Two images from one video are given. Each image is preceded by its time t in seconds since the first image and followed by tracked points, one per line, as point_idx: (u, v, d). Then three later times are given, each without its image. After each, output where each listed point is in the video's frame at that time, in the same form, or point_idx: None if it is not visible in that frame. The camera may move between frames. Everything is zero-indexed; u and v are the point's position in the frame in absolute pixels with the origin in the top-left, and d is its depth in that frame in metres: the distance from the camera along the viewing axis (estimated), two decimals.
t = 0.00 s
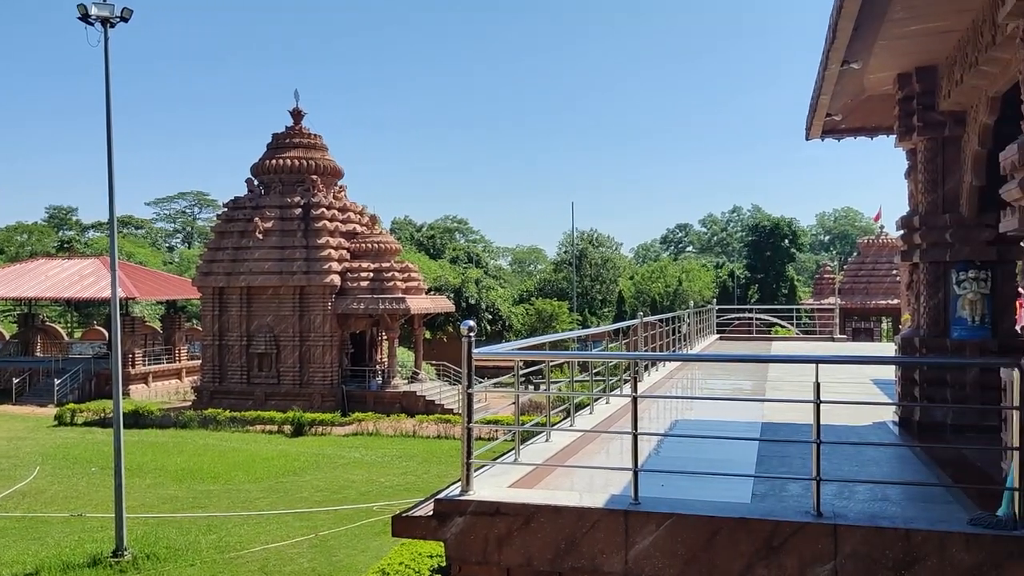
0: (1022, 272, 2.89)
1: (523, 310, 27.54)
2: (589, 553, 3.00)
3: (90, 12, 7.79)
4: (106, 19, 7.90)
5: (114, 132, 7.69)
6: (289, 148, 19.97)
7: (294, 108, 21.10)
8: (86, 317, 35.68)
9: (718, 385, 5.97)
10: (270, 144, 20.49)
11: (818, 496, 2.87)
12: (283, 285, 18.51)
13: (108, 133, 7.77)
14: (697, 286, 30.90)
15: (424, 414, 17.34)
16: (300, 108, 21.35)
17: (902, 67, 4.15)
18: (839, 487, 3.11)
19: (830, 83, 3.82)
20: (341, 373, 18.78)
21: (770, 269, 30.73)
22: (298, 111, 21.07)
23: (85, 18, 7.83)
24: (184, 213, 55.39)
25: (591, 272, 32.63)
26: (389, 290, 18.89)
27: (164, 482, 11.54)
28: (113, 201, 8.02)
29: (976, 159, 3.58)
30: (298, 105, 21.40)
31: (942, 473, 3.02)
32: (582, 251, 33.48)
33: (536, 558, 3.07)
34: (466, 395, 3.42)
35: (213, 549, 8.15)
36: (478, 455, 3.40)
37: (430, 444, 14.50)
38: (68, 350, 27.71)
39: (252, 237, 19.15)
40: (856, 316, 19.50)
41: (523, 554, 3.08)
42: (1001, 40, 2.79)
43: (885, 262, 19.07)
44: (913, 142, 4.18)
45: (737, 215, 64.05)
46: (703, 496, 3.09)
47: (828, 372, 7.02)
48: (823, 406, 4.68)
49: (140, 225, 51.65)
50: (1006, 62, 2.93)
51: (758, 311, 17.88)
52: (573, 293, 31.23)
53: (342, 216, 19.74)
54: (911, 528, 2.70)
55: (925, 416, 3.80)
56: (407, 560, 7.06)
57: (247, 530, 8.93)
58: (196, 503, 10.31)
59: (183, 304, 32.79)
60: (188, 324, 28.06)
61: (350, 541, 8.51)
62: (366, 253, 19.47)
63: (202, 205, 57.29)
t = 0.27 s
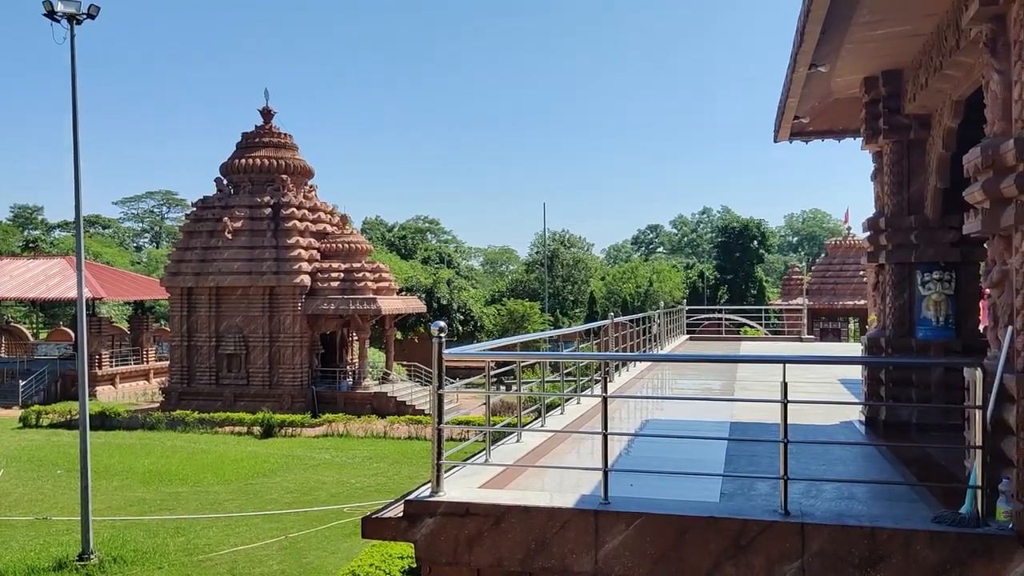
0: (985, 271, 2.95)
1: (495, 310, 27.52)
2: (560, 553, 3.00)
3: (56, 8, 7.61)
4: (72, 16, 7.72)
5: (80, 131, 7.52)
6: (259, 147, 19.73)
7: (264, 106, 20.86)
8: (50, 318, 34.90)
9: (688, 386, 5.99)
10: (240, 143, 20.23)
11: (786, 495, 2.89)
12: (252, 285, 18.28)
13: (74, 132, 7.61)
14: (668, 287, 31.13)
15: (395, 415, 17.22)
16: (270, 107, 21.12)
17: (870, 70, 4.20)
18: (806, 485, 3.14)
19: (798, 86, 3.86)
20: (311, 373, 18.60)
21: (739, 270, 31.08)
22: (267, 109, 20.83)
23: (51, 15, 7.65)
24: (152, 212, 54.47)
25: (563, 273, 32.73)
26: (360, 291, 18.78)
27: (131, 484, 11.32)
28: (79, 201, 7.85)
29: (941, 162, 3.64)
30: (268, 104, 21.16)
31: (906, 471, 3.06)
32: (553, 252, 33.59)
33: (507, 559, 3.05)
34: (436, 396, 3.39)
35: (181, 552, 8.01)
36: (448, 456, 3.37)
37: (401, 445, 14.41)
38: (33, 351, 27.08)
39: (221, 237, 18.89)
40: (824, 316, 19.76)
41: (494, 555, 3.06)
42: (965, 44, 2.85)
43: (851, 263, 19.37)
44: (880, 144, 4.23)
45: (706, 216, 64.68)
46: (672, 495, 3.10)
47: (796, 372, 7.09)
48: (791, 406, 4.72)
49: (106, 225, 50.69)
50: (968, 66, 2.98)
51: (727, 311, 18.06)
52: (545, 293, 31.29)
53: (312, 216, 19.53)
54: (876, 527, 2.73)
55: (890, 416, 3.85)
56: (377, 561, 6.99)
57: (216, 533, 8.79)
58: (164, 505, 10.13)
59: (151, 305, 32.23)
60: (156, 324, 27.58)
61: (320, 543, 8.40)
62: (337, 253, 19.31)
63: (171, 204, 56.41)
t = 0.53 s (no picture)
0: (949, 272, 3.00)
1: (467, 310, 27.46)
2: (530, 552, 2.99)
3: (21, 4, 7.43)
4: (38, 12, 7.55)
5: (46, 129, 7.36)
6: (228, 146, 19.47)
7: (233, 105, 20.60)
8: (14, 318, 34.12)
9: (659, 385, 6.02)
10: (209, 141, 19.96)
11: (754, 493, 2.91)
12: (222, 285, 18.03)
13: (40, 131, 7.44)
14: (639, 287, 31.32)
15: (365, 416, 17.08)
16: (240, 105, 20.87)
17: (837, 73, 4.25)
18: (774, 484, 3.16)
19: (767, 89, 3.89)
20: (281, 374, 18.38)
21: (709, 270, 31.39)
22: (237, 108, 20.58)
23: (15, 10, 7.47)
24: (120, 211, 53.55)
25: (535, 273, 32.83)
26: (331, 291, 18.58)
27: (97, 486, 11.09)
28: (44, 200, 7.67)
29: (906, 164, 3.70)
30: (238, 102, 20.91)
31: (872, 469, 3.10)
32: (525, 252, 33.66)
33: (477, 559, 3.04)
34: (406, 396, 3.36)
35: (149, 555, 7.86)
36: (419, 456, 3.34)
37: (372, 446, 14.30)
38: None
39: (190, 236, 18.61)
40: (793, 316, 20.00)
41: (464, 555, 3.04)
42: (930, 48, 2.91)
43: (819, 264, 19.65)
44: (847, 146, 4.29)
45: (677, 217, 65.22)
46: (642, 494, 3.10)
47: (766, 372, 7.16)
48: (760, 404, 4.76)
49: (72, 224, 49.71)
50: (934, 69, 3.04)
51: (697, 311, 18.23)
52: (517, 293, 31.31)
53: (282, 216, 19.31)
54: (843, 524, 2.76)
55: (858, 415, 3.90)
56: (348, 563, 6.92)
57: (184, 535, 8.64)
58: (132, 507, 9.93)
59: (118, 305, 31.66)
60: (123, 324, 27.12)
61: (290, 544, 8.29)
62: (307, 252, 19.13)
63: (139, 204, 55.51)
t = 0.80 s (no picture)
0: (913, 273, 3.05)
1: (437, 312, 27.36)
2: (500, 554, 2.97)
3: None
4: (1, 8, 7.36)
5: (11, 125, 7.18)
6: (196, 146, 19.20)
7: (202, 104, 20.35)
8: None
9: (630, 387, 6.03)
10: (177, 141, 19.67)
11: (721, 493, 2.93)
12: (190, 286, 17.76)
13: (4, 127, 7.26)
14: (610, 289, 31.48)
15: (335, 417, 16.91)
16: (208, 105, 20.61)
17: (804, 77, 4.30)
18: (742, 484, 3.18)
19: (735, 93, 3.93)
20: (250, 376, 18.12)
21: (679, 272, 31.64)
22: (206, 107, 20.32)
23: None
24: (86, 211, 52.56)
25: (506, 275, 32.80)
26: (301, 291, 18.31)
27: (61, 489, 10.83)
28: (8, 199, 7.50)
29: (872, 167, 3.76)
30: (207, 102, 20.66)
31: (837, 469, 3.14)
32: (497, 254, 33.66)
33: (447, 561, 3.01)
34: (375, 398, 3.32)
35: (115, 559, 7.69)
36: (388, 458, 3.30)
37: (342, 448, 14.16)
38: None
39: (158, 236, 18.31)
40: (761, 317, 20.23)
41: (433, 557, 3.02)
42: (895, 53, 2.96)
43: (787, 266, 19.89)
44: (814, 149, 4.34)
45: (647, 219, 65.69)
46: (611, 495, 3.10)
47: (735, 373, 7.21)
48: (729, 405, 4.79)
49: (36, 224, 48.66)
50: (898, 74, 3.10)
51: (667, 313, 18.36)
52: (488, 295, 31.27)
53: (251, 216, 19.08)
54: (809, 523, 2.79)
55: (824, 415, 3.95)
56: (317, 565, 6.83)
57: (151, 538, 8.47)
58: (97, 511, 9.72)
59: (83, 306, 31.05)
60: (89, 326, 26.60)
61: (259, 547, 8.16)
62: (276, 253, 18.93)
63: (105, 204, 54.56)
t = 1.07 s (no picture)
0: (876, 275, 3.10)
1: (408, 313, 27.26)
2: (468, 555, 2.96)
3: None
4: None
5: None
6: (163, 145, 18.92)
7: (170, 103, 20.08)
8: None
9: (600, 387, 6.04)
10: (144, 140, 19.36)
11: (689, 493, 2.95)
12: (156, 287, 17.50)
13: None
14: (580, 290, 31.56)
15: (304, 419, 16.78)
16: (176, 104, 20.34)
17: (771, 80, 4.33)
18: (709, 484, 3.20)
19: (703, 96, 3.97)
20: (217, 377, 17.88)
21: (649, 274, 31.83)
22: (173, 106, 20.05)
23: None
24: (50, 210, 51.56)
25: (476, 275, 32.83)
26: (269, 292, 18.15)
27: (23, 494, 10.59)
28: None
29: (837, 170, 3.81)
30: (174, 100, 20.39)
31: (802, 469, 3.17)
32: (467, 255, 33.63)
33: (415, 562, 2.99)
34: (343, 399, 3.29)
35: (78, 564, 7.54)
36: (356, 461, 3.27)
37: (310, 450, 14.05)
38: None
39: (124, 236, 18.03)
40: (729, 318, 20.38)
41: (401, 559, 3.00)
42: (859, 57, 3.01)
43: (754, 268, 20.08)
44: (780, 152, 4.38)
45: (617, 220, 66.00)
46: (580, 495, 3.10)
47: (702, 374, 7.27)
48: (696, 405, 4.82)
49: None
50: (863, 78, 3.15)
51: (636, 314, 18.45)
52: (459, 296, 31.24)
53: (218, 216, 18.85)
54: (775, 522, 2.81)
55: (790, 415, 3.98)
56: (285, 568, 6.76)
57: (116, 542, 8.33)
58: (60, 515, 9.52)
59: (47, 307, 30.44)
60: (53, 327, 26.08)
61: (226, 550, 8.05)
62: (244, 253, 18.73)
63: (70, 203, 53.57)
